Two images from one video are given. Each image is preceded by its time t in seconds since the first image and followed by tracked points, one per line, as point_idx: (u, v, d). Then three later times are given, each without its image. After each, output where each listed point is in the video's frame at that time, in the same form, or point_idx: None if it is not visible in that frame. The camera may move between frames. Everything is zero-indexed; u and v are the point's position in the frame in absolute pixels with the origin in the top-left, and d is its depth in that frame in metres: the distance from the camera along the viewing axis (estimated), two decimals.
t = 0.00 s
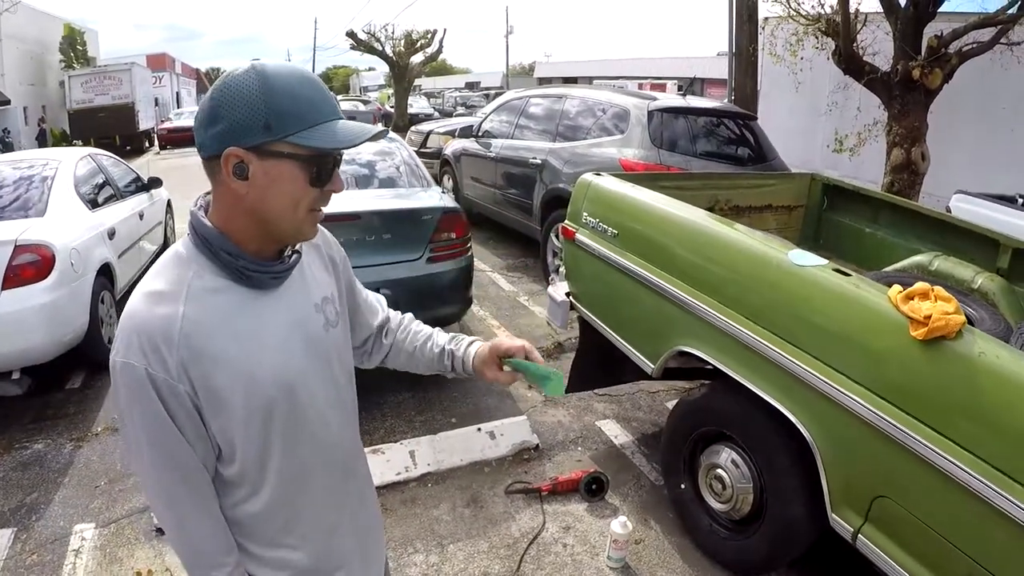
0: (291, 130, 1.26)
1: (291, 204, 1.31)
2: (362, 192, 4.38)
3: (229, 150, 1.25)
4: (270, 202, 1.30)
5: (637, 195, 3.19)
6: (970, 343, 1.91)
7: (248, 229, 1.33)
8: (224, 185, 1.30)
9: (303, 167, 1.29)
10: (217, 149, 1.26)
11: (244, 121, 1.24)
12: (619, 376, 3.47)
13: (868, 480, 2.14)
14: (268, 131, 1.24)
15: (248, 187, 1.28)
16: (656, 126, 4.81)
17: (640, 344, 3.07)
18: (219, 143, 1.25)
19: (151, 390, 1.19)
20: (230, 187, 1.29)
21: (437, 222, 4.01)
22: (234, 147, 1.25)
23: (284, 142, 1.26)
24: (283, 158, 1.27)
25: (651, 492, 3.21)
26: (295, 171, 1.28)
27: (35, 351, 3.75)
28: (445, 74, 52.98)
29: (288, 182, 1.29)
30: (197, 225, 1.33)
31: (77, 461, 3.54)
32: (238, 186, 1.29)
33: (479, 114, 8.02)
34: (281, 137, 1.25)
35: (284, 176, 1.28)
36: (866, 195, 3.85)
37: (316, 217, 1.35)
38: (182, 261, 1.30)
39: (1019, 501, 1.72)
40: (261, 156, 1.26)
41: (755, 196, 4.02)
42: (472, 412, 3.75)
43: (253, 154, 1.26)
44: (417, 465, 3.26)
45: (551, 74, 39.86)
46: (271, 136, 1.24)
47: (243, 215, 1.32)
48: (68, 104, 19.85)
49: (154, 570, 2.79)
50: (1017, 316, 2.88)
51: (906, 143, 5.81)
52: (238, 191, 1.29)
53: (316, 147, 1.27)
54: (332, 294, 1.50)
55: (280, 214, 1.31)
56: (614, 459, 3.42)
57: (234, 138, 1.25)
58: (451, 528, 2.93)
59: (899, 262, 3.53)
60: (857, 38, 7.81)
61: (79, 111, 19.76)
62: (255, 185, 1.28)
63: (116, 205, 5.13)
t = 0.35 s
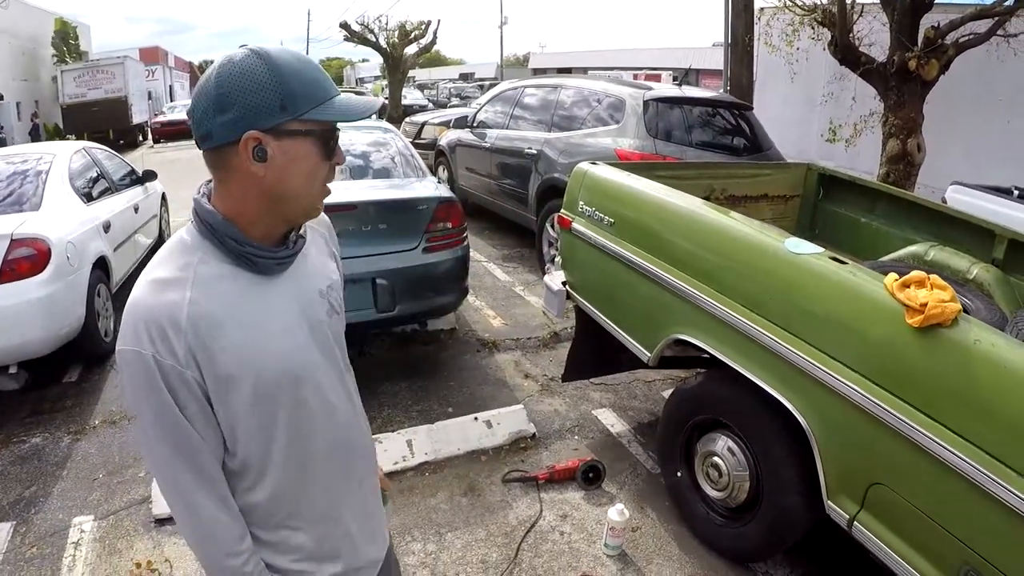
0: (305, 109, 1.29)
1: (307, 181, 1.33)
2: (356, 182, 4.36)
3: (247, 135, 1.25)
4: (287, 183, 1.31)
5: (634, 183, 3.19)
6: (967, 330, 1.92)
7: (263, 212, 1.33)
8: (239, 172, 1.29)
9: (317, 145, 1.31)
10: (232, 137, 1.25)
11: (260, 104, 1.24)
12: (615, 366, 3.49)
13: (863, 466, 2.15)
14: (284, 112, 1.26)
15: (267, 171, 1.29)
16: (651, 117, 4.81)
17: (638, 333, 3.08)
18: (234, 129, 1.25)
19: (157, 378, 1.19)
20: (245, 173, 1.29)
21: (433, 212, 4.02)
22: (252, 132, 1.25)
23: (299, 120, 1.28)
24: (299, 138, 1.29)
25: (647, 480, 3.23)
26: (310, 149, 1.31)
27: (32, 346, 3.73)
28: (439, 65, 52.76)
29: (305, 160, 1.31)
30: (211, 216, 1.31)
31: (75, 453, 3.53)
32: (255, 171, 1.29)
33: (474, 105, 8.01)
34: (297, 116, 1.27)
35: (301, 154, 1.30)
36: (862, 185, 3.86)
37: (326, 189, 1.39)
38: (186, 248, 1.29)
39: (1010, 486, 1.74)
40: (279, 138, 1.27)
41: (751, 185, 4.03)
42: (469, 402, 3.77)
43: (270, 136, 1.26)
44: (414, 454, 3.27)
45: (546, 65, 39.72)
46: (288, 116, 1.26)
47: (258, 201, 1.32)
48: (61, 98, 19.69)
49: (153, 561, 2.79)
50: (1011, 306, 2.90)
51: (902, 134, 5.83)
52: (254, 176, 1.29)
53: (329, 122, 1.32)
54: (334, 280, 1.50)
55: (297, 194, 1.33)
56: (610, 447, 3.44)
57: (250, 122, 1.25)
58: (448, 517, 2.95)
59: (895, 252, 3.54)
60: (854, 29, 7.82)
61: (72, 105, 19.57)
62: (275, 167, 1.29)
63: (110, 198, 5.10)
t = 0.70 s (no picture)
0: (327, 97, 1.32)
1: (324, 167, 1.37)
2: (352, 170, 4.34)
3: (280, 123, 1.26)
4: (310, 169, 1.34)
5: (629, 167, 3.19)
6: (961, 308, 1.93)
7: (283, 198, 1.35)
8: (266, 158, 1.29)
9: (333, 132, 1.36)
10: (265, 124, 1.25)
11: (292, 93, 1.26)
12: (612, 351, 3.50)
13: (861, 444, 2.17)
14: (312, 100, 1.29)
15: (294, 158, 1.31)
16: (645, 102, 4.81)
17: (634, 317, 3.10)
18: (268, 116, 1.25)
19: (207, 365, 1.18)
20: (272, 160, 1.29)
21: (429, 198, 4.02)
22: (285, 119, 1.26)
23: (322, 109, 1.32)
24: (323, 126, 1.33)
25: (645, 463, 3.25)
26: (329, 136, 1.35)
27: (31, 338, 3.72)
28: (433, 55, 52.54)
29: (324, 147, 1.35)
30: (234, 202, 1.30)
31: (75, 445, 3.53)
32: (284, 157, 1.30)
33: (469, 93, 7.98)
34: (322, 105, 1.31)
35: (322, 142, 1.34)
36: (857, 167, 3.86)
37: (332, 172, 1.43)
38: (193, 234, 1.28)
39: (1011, 464, 1.74)
40: (307, 126, 1.30)
41: (745, 169, 4.04)
42: (467, 388, 3.78)
43: (300, 123, 1.29)
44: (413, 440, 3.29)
45: (541, 53, 39.54)
46: (316, 105, 1.29)
47: (280, 186, 1.33)
48: (55, 92, 19.57)
49: (155, 550, 2.80)
50: (1006, 286, 2.91)
51: (897, 116, 5.83)
52: (281, 163, 1.30)
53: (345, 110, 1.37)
54: (316, 262, 1.52)
55: (315, 179, 1.36)
56: (609, 431, 3.46)
57: (284, 110, 1.26)
58: (448, 502, 2.96)
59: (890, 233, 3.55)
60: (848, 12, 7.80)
61: (66, 99, 19.45)
62: (301, 153, 1.31)
63: (106, 190, 5.08)
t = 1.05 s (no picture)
0: (332, 100, 1.33)
1: (325, 168, 1.38)
2: (348, 167, 4.35)
3: (285, 123, 1.27)
4: (311, 170, 1.35)
5: (625, 163, 3.20)
6: (955, 298, 1.94)
7: (283, 197, 1.35)
8: (269, 156, 1.29)
9: (335, 134, 1.37)
10: (271, 123, 1.26)
11: (299, 94, 1.27)
12: (610, 344, 3.53)
13: (857, 435, 2.19)
14: (318, 102, 1.30)
15: (297, 158, 1.31)
16: (640, 98, 4.81)
17: (631, 311, 3.11)
18: (273, 116, 1.25)
19: (212, 360, 1.19)
20: (275, 159, 1.30)
21: (426, 195, 4.02)
22: (290, 120, 1.27)
23: (327, 111, 1.33)
24: (326, 128, 1.34)
25: (643, 457, 3.27)
26: (331, 137, 1.36)
27: (30, 337, 3.72)
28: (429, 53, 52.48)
29: (325, 148, 1.36)
30: (235, 199, 1.30)
31: (75, 443, 3.54)
32: (286, 157, 1.30)
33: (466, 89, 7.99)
34: (327, 107, 1.32)
35: (325, 143, 1.35)
36: (852, 161, 3.88)
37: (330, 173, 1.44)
38: (195, 230, 1.29)
39: (1009, 455, 1.75)
40: (311, 127, 1.31)
41: (740, 163, 4.06)
42: (465, 384, 3.80)
43: (305, 125, 1.29)
44: (412, 436, 3.30)
45: (536, 49, 39.51)
46: (320, 107, 1.30)
47: (281, 185, 1.33)
48: (50, 91, 19.50)
49: (156, 547, 2.81)
50: (1001, 277, 2.93)
51: (891, 110, 5.85)
52: (283, 163, 1.30)
53: (349, 115, 1.38)
54: (314, 257, 1.53)
55: (315, 179, 1.37)
56: (607, 425, 3.47)
57: (290, 110, 1.27)
58: (448, 497, 2.98)
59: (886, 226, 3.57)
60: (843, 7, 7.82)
61: (62, 98, 19.40)
62: (304, 154, 1.32)
63: (103, 188, 5.07)
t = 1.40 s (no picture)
0: (335, 105, 1.33)
1: (325, 173, 1.38)
2: (345, 167, 4.34)
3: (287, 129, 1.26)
4: (312, 175, 1.35)
5: (622, 161, 3.21)
6: (951, 295, 1.95)
7: (283, 201, 1.35)
8: (270, 162, 1.29)
9: (336, 139, 1.37)
10: (272, 129, 1.26)
11: (301, 101, 1.26)
12: (608, 343, 3.55)
13: (854, 432, 2.19)
14: (320, 108, 1.29)
15: (298, 164, 1.31)
16: (636, 96, 4.81)
17: (628, 310, 3.12)
18: (274, 123, 1.25)
19: (200, 362, 1.18)
20: (274, 164, 1.29)
21: (423, 194, 4.02)
22: (292, 127, 1.27)
23: (329, 117, 1.32)
24: (327, 134, 1.33)
25: (641, 455, 3.27)
26: (333, 143, 1.36)
27: (27, 339, 3.72)
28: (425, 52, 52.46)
29: (326, 153, 1.36)
30: (234, 203, 1.30)
31: (73, 444, 3.53)
32: (286, 163, 1.30)
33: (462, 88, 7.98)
34: (329, 113, 1.31)
35: (326, 148, 1.35)
36: (848, 158, 3.89)
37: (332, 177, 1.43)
38: (190, 232, 1.29)
39: (1007, 452, 1.76)
40: (313, 133, 1.30)
41: (736, 161, 4.07)
42: (463, 384, 3.80)
43: (306, 131, 1.29)
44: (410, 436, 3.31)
45: (533, 48, 39.49)
46: (323, 113, 1.30)
47: (280, 191, 1.33)
48: (46, 92, 19.45)
49: (155, 548, 2.81)
50: (997, 273, 2.94)
51: (887, 107, 5.86)
52: (283, 169, 1.30)
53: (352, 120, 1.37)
54: (317, 256, 1.53)
55: (315, 184, 1.37)
56: (604, 424, 3.48)
57: (291, 117, 1.26)
58: (446, 497, 2.98)
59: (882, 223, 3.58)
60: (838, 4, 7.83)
61: (59, 99, 19.35)
62: (306, 159, 1.31)
63: (100, 189, 5.06)
